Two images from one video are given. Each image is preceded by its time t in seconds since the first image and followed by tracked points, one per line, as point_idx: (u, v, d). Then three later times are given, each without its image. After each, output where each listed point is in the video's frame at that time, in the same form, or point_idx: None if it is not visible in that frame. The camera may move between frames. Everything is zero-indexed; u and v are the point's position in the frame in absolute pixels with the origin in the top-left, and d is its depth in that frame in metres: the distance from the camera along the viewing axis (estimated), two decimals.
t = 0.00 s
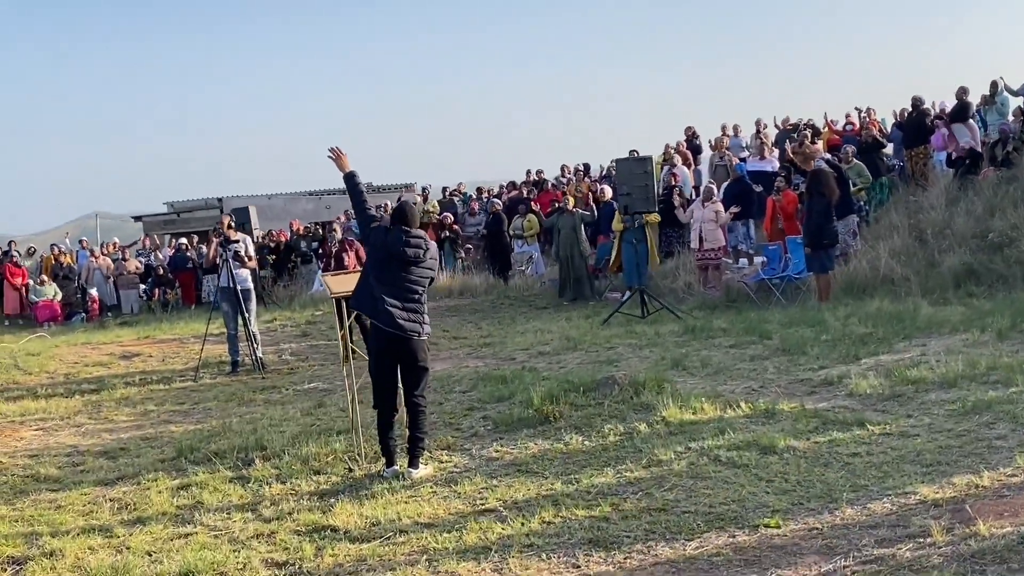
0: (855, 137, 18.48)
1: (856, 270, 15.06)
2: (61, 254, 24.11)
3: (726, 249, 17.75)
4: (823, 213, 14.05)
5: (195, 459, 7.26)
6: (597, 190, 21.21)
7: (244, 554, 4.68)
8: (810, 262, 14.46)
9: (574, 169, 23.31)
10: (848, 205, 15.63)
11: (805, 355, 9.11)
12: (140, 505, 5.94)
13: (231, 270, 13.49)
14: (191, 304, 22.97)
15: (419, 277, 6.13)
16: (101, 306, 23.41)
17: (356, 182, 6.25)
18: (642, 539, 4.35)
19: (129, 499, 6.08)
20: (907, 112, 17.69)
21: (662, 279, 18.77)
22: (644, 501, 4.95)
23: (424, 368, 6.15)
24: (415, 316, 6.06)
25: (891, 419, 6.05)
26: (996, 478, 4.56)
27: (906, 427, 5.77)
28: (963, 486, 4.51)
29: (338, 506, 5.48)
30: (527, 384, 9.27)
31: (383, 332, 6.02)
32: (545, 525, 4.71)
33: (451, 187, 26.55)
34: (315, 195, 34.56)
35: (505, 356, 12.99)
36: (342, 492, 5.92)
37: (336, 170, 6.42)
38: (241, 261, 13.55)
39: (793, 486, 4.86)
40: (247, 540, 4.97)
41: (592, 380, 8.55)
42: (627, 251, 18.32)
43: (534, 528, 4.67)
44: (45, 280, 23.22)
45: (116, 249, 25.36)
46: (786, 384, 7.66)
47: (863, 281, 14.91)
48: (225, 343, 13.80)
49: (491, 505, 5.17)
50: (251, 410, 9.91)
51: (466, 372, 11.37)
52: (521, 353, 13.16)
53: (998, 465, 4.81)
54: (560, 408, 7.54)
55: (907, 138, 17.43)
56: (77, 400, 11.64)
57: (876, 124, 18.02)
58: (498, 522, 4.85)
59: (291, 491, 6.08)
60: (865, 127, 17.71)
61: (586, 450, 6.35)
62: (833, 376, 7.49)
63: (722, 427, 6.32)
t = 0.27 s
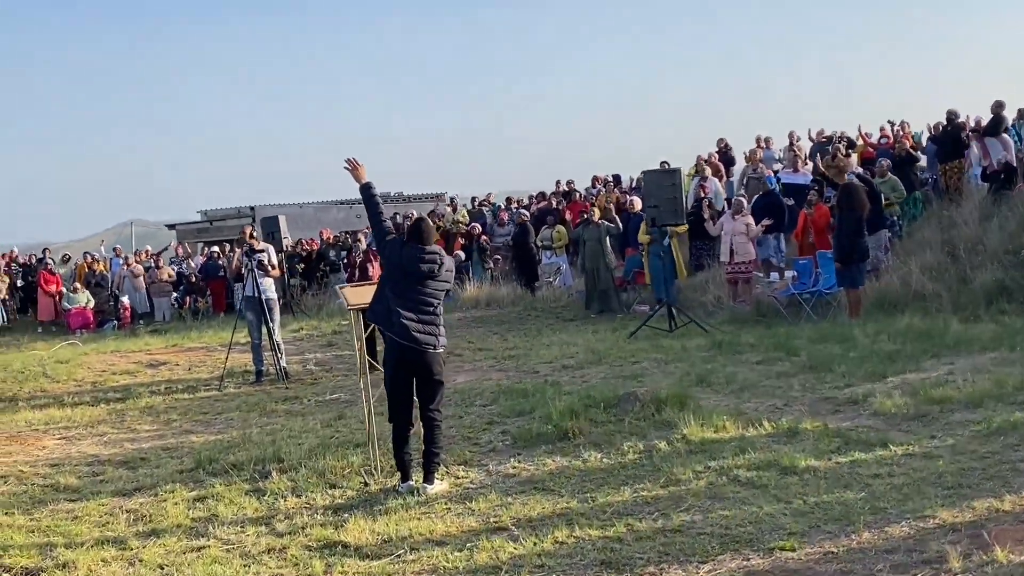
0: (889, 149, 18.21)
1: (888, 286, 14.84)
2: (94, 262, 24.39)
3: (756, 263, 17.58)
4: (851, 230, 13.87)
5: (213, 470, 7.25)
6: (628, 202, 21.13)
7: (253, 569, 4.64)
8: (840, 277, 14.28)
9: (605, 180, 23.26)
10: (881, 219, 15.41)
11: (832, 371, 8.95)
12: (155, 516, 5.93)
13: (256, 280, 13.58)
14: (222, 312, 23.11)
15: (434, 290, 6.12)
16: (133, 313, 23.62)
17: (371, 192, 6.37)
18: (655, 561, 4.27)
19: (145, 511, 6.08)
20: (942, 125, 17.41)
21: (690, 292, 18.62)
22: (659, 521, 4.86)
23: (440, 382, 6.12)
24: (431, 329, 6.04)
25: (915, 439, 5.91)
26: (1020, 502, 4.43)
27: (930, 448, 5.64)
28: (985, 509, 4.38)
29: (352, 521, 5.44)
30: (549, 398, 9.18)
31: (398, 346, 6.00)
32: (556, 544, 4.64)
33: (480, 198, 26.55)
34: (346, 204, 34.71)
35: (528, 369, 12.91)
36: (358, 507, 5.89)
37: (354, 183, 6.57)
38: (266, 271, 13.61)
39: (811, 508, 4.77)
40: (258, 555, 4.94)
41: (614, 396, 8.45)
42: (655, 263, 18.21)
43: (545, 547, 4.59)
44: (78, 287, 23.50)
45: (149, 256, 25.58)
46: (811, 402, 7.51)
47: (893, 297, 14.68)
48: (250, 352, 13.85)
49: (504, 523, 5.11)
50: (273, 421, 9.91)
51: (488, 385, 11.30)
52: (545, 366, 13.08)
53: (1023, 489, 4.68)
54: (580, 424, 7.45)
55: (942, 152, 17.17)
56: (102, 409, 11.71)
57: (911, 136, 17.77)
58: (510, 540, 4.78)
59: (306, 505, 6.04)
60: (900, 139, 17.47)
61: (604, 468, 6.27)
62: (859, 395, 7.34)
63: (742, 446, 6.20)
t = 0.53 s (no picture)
0: (922, 159, 17.91)
1: (918, 299, 14.61)
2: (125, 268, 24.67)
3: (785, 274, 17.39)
4: (883, 240, 13.64)
5: (231, 481, 7.25)
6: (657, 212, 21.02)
7: None
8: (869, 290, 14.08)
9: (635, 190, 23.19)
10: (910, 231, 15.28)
11: (858, 386, 8.81)
12: (171, 528, 5.93)
13: (281, 288, 13.62)
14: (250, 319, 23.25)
15: (452, 303, 6.08)
16: (163, 320, 23.82)
17: (389, 204, 6.30)
18: None
19: (162, 522, 6.08)
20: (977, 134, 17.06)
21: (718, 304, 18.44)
22: (674, 540, 4.79)
23: (457, 396, 6.07)
24: (449, 341, 6.00)
25: (938, 458, 5.85)
26: None
27: (952, 467, 5.57)
28: (1008, 531, 4.27)
29: (366, 535, 5.39)
30: (570, 411, 9.11)
31: (416, 359, 5.97)
32: (569, 562, 4.58)
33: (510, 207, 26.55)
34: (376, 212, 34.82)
35: (551, 380, 12.84)
36: (373, 520, 5.84)
37: (372, 193, 6.50)
38: (291, 280, 13.66)
39: (830, 529, 4.69)
40: (271, 569, 4.91)
41: (634, 409, 8.36)
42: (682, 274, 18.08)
43: (557, 564, 4.54)
44: (110, 294, 23.75)
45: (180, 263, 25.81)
46: (834, 418, 7.40)
47: (923, 310, 14.44)
48: (274, 361, 13.88)
49: (518, 538, 5.05)
50: (294, 431, 9.92)
51: (510, 396, 11.25)
52: (567, 377, 13.00)
53: None
54: (599, 438, 7.38)
55: (975, 163, 16.90)
56: (127, 417, 11.79)
57: (943, 147, 17.52)
58: (523, 556, 4.73)
59: (321, 518, 6.01)
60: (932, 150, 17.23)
61: (622, 483, 6.20)
62: (883, 412, 7.22)
63: (762, 462, 6.11)
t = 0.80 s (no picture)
0: (948, 163, 17.73)
1: (941, 304, 14.47)
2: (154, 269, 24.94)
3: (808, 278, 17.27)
4: (907, 244, 13.50)
5: (245, 481, 7.30)
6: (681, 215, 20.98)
7: None
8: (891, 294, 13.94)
9: (660, 193, 23.17)
10: (934, 235, 15.15)
11: (875, 391, 8.73)
12: (183, 528, 5.99)
13: (304, 289, 13.70)
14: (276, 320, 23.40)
15: (462, 305, 6.10)
16: (191, 320, 23.99)
17: (401, 206, 6.32)
18: None
19: (174, 522, 6.14)
20: (1003, 138, 16.85)
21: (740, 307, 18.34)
22: (680, 543, 4.78)
23: (467, 397, 6.09)
24: (458, 343, 6.02)
25: (951, 463, 5.82)
26: None
27: (965, 474, 5.54)
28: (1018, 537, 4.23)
29: (373, 535, 5.41)
30: (585, 414, 9.09)
31: (426, 361, 5.99)
32: (574, 564, 4.57)
33: (535, 210, 26.56)
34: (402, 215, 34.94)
35: (569, 383, 12.83)
36: (382, 521, 5.86)
37: (384, 195, 6.53)
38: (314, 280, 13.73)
39: (837, 534, 4.66)
40: (277, 569, 4.93)
41: (648, 412, 8.35)
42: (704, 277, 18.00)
43: (560, 566, 4.54)
44: (138, 294, 23.99)
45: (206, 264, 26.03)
46: (849, 422, 7.34)
47: (947, 314, 14.30)
48: (296, 361, 13.97)
49: (525, 540, 5.05)
50: (311, 431, 9.96)
51: (526, 399, 11.25)
52: (585, 380, 12.98)
53: None
54: (612, 440, 7.36)
55: (1002, 166, 16.70)
56: (147, 417, 11.91)
57: (969, 150, 17.34)
58: (528, 558, 4.73)
59: (331, 518, 6.03)
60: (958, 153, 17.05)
61: (632, 485, 6.18)
62: (899, 417, 7.16)
63: (774, 467, 6.08)
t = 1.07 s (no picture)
0: (967, 164, 17.57)
1: (956, 305, 14.33)
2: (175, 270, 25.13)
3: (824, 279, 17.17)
4: (919, 246, 13.34)
5: (248, 481, 7.35)
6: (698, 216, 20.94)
7: None
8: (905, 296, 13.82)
9: (680, 194, 23.12)
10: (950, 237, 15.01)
11: (883, 394, 8.66)
12: (183, 527, 6.03)
13: (321, 290, 13.68)
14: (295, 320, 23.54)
15: (460, 306, 6.11)
16: (211, 320, 24.17)
17: (400, 208, 6.35)
18: None
19: (174, 522, 6.19)
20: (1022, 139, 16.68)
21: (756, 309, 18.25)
22: (671, 546, 4.77)
23: (464, 399, 6.10)
24: (456, 344, 6.03)
25: (951, 467, 5.78)
26: None
27: (964, 478, 5.50)
28: (1011, 543, 4.19)
29: (368, 537, 5.43)
30: (591, 416, 9.08)
31: (424, 362, 6.01)
32: (564, 566, 4.57)
33: (553, 211, 26.57)
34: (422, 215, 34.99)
35: (579, 384, 12.81)
36: (378, 522, 5.88)
37: (384, 196, 6.57)
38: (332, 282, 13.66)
39: (829, 538, 4.64)
40: (270, 570, 4.96)
41: (652, 414, 8.32)
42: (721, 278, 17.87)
43: (550, 568, 4.54)
44: (160, 294, 24.19)
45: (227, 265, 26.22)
46: (852, 425, 7.29)
47: (962, 316, 14.16)
48: (311, 361, 14.04)
49: (517, 542, 5.06)
50: (319, 432, 10.01)
51: (534, 400, 11.25)
52: (595, 382, 12.97)
53: None
54: (613, 443, 7.36)
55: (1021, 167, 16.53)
56: (160, 416, 12.01)
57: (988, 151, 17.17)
58: (519, 560, 4.73)
59: (329, 519, 6.06)
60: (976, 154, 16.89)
61: (630, 488, 6.17)
62: (903, 420, 7.10)
63: (773, 470, 6.05)
